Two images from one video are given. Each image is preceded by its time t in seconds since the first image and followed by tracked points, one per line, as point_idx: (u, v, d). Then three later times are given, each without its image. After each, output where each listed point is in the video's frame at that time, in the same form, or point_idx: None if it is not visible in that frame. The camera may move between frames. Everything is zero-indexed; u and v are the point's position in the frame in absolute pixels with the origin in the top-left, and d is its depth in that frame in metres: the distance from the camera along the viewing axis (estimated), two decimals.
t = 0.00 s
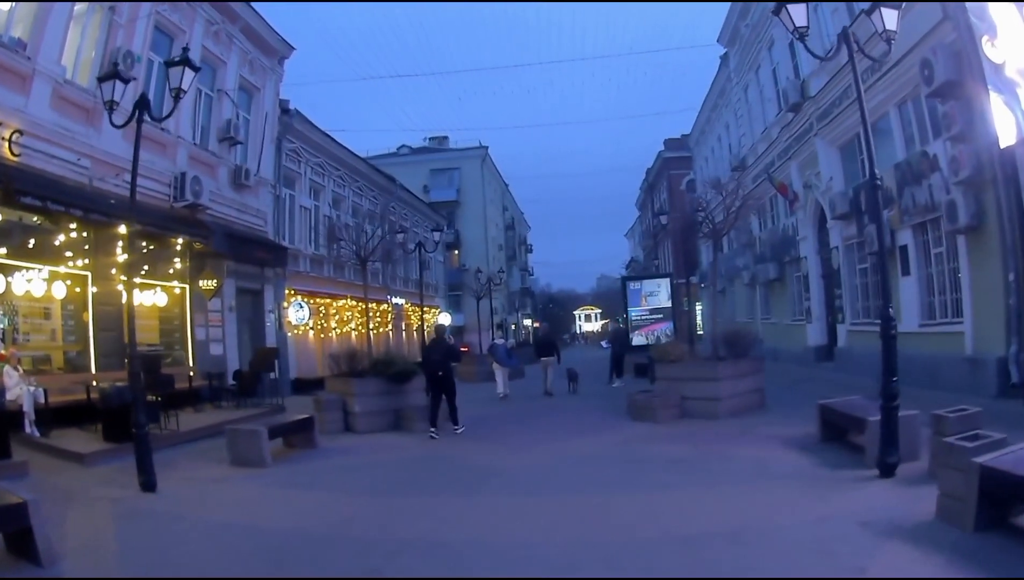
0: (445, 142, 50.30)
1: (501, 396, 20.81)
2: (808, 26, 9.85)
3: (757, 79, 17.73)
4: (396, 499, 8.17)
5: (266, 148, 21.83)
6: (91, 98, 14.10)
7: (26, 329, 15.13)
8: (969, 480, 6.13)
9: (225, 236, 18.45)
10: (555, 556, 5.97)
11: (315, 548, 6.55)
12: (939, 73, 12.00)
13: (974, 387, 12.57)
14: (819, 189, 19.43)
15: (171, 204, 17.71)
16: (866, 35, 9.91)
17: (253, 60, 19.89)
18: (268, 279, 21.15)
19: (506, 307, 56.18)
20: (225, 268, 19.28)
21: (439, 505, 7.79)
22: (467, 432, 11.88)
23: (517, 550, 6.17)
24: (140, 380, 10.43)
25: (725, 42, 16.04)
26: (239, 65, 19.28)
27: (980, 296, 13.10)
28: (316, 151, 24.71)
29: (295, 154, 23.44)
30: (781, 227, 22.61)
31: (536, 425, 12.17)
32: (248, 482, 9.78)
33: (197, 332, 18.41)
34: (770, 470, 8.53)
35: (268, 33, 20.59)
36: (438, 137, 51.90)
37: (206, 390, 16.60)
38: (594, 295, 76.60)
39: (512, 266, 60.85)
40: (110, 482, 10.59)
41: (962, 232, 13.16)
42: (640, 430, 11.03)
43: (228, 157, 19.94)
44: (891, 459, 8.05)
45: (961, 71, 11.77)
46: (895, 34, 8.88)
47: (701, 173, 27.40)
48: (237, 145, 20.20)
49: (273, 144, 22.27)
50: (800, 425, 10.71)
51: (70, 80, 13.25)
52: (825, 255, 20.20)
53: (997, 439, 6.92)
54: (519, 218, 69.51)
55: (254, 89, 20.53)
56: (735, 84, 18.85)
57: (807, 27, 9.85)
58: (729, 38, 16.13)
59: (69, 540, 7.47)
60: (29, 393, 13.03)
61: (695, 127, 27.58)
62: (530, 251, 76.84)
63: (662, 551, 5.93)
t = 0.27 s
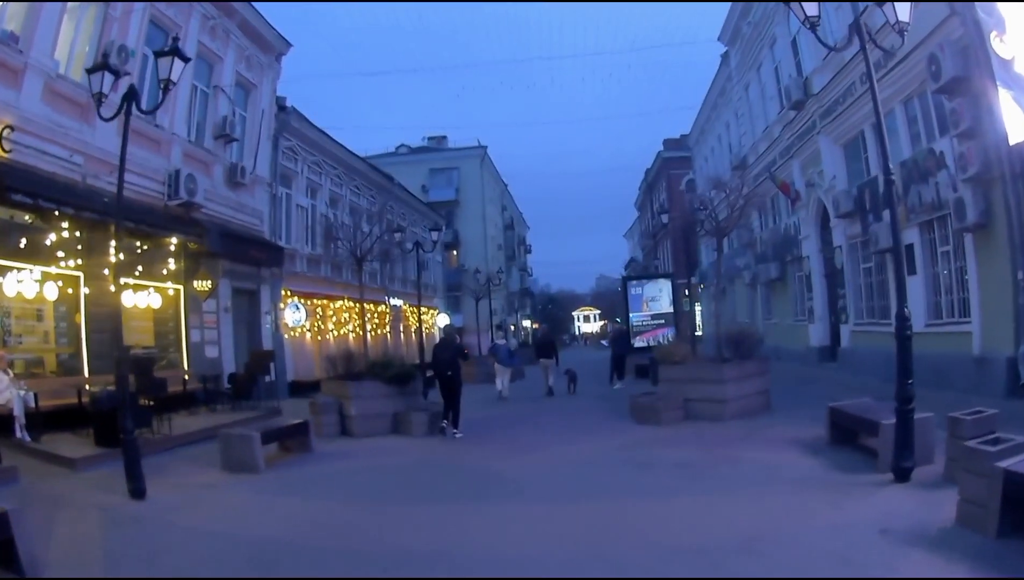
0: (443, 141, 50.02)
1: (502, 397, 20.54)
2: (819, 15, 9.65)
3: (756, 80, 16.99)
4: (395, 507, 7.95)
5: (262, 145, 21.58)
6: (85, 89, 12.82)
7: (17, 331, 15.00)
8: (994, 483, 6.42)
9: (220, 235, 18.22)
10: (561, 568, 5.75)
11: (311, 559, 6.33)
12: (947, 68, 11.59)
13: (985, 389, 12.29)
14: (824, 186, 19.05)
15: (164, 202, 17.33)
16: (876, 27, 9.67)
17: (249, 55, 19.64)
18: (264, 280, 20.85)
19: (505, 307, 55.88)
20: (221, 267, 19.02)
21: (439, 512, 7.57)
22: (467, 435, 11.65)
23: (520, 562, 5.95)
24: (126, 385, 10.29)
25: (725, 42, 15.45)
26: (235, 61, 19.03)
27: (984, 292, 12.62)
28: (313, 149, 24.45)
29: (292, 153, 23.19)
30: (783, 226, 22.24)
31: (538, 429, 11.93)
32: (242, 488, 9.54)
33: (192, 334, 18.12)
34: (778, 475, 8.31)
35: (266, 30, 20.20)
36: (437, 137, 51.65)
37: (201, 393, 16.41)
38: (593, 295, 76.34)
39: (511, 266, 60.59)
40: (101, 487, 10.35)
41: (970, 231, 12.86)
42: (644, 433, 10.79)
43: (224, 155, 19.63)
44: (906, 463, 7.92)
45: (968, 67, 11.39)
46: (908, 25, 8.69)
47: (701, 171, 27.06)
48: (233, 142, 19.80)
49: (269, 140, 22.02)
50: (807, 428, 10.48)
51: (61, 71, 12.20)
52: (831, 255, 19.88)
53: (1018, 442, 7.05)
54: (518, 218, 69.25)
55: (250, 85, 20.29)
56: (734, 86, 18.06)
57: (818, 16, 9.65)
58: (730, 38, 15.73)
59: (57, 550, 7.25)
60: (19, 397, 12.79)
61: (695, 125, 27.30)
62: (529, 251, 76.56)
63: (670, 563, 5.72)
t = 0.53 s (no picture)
0: (438, 139, 49.71)
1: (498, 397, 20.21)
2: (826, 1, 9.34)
3: (754, 76, 18.71)
4: (386, 515, 7.63)
5: (255, 143, 21.09)
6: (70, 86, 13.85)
7: (6, 331, 14.34)
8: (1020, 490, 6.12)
9: (211, 233, 17.83)
10: None
11: (296, 573, 5.96)
12: (953, 61, 11.68)
13: (992, 388, 11.99)
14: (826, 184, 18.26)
15: (154, 200, 16.91)
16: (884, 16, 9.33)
17: (240, 52, 19.82)
18: (256, 278, 20.43)
19: (501, 307, 55.52)
20: (211, 266, 18.56)
21: (432, 522, 7.21)
22: (461, 439, 11.30)
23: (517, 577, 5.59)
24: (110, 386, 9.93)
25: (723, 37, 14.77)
26: (225, 57, 19.26)
27: (993, 290, 12.36)
28: (306, 147, 24.08)
29: (284, 150, 22.79)
30: (785, 223, 21.44)
31: (534, 431, 11.60)
32: (228, 494, 9.21)
33: (181, 334, 17.75)
34: (785, 480, 7.99)
35: (257, 27, 20.27)
36: (432, 135, 51.32)
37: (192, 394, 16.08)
38: (589, 293, 76.03)
39: (507, 265, 60.27)
40: (83, 493, 9.98)
41: (978, 227, 12.32)
42: (644, 436, 10.46)
43: (215, 151, 19.38)
44: (919, 468, 7.59)
45: (976, 59, 11.46)
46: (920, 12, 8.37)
47: (700, 170, 26.62)
48: (225, 139, 19.62)
49: (262, 137, 21.57)
50: (812, 430, 10.17)
51: (49, 71, 13.33)
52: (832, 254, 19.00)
53: None
54: (514, 216, 68.92)
55: (242, 82, 20.36)
56: (731, 84, 19.78)
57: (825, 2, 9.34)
58: (726, 32, 14.78)
59: (30, 561, 6.88)
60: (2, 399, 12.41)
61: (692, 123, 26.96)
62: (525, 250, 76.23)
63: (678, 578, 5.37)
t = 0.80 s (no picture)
0: (433, 138, 49.32)
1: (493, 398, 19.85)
2: None
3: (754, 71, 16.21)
4: (373, 523, 7.24)
5: (245, 140, 20.55)
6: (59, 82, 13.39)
7: None
8: None
9: (200, 232, 17.35)
10: None
11: None
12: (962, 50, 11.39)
13: (1002, 388, 11.66)
14: (829, 180, 18.30)
15: (141, 198, 16.53)
16: (894, 3, 8.98)
17: (231, 47, 19.39)
18: (245, 278, 19.99)
19: (497, 307, 55.13)
20: (199, 266, 18.10)
21: (421, 532, 6.83)
22: (453, 442, 10.91)
23: None
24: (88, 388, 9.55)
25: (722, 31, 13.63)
26: (218, 53, 18.86)
27: (1002, 286, 12.06)
28: (298, 145, 23.71)
29: (276, 148, 22.38)
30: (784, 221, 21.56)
31: (528, 434, 11.22)
32: (209, 500, 8.81)
33: (168, 335, 17.34)
34: (791, 486, 7.61)
35: (249, 22, 19.84)
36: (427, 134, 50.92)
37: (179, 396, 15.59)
38: (586, 294, 75.68)
39: (502, 265, 59.94)
40: (60, 499, 9.59)
41: (987, 222, 12.02)
42: (642, 439, 10.08)
43: (204, 149, 18.92)
44: (933, 473, 7.22)
45: (987, 48, 11.33)
46: None
47: (697, 169, 26.22)
48: (215, 136, 19.13)
49: (253, 135, 21.10)
50: (817, 433, 9.78)
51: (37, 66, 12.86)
52: (835, 250, 19.04)
53: None
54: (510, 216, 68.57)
55: (233, 78, 19.90)
56: (730, 79, 17.12)
57: None
58: (727, 29, 13.72)
59: None
60: None
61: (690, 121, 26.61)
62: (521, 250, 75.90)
63: None
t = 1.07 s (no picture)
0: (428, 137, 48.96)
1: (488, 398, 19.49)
2: None
3: (754, 66, 15.49)
4: (357, 531, 6.85)
5: (235, 137, 20.10)
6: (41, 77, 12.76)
7: None
8: None
9: (187, 231, 16.94)
10: None
11: None
12: (969, 43, 10.83)
13: (1012, 388, 11.33)
14: (831, 175, 18.20)
15: (128, 196, 16.04)
16: None
17: (220, 44, 18.89)
18: (235, 277, 19.58)
19: (493, 307, 54.76)
20: (187, 265, 17.65)
21: (410, 540, 6.46)
22: (445, 446, 10.53)
23: None
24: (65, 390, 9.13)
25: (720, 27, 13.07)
26: (207, 49, 18.40)
27: (1012, 284, 11.74)
28: (290, 143, 23.33)
29: (267, 146, 21.98)
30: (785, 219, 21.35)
31: (523, 436, 10.83)
32: (188, 506, 8.42)
33: (156, 335, 16.92)
34: (798, 492, 7.23)
35: (240, 17, 19.36)
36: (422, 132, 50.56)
37: (166, 397, 15.19)
38: (583, 293, 75.33)
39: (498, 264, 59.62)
40: (37, 503, 9.20)
41: (996, 217, 11.70)
42: (641, 443, 9.70)
43: (193, 146, 18.45)
44: (949, 479, 6.84)
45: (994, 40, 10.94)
46: None
47: (694, 168, 25.92)
48: (204, 133, 18.64)
49: (243, 133, 20.68)
50: (824, 436, 9.40)
51: (22, 61, 12.48)
52: (836, 247, 18.88)
53: None
54: (506, 215, 68.24)
55: (223, 75, 19.37)
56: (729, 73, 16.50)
57: None
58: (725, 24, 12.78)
59: None
60: None
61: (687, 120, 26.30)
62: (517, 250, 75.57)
63: None
